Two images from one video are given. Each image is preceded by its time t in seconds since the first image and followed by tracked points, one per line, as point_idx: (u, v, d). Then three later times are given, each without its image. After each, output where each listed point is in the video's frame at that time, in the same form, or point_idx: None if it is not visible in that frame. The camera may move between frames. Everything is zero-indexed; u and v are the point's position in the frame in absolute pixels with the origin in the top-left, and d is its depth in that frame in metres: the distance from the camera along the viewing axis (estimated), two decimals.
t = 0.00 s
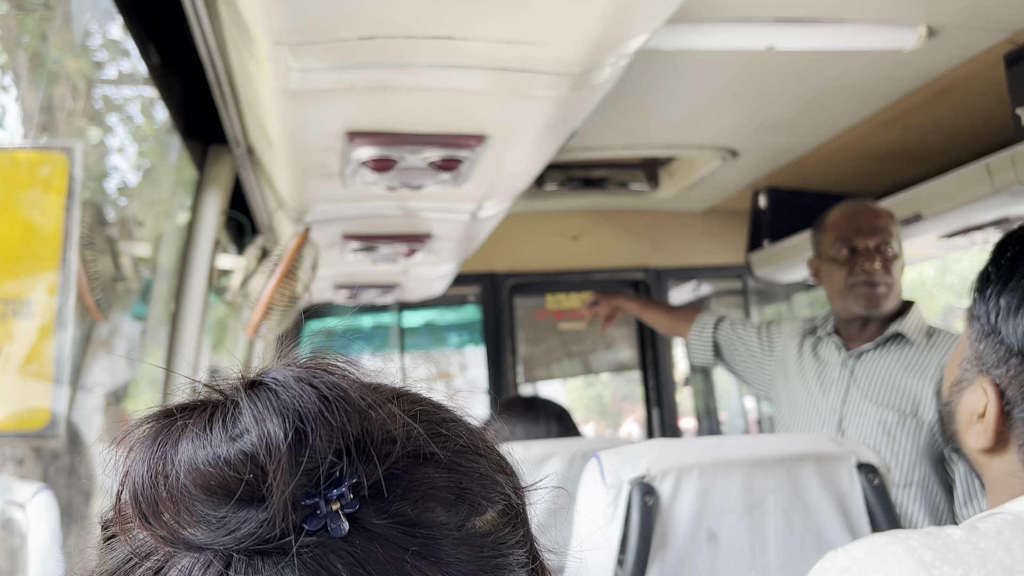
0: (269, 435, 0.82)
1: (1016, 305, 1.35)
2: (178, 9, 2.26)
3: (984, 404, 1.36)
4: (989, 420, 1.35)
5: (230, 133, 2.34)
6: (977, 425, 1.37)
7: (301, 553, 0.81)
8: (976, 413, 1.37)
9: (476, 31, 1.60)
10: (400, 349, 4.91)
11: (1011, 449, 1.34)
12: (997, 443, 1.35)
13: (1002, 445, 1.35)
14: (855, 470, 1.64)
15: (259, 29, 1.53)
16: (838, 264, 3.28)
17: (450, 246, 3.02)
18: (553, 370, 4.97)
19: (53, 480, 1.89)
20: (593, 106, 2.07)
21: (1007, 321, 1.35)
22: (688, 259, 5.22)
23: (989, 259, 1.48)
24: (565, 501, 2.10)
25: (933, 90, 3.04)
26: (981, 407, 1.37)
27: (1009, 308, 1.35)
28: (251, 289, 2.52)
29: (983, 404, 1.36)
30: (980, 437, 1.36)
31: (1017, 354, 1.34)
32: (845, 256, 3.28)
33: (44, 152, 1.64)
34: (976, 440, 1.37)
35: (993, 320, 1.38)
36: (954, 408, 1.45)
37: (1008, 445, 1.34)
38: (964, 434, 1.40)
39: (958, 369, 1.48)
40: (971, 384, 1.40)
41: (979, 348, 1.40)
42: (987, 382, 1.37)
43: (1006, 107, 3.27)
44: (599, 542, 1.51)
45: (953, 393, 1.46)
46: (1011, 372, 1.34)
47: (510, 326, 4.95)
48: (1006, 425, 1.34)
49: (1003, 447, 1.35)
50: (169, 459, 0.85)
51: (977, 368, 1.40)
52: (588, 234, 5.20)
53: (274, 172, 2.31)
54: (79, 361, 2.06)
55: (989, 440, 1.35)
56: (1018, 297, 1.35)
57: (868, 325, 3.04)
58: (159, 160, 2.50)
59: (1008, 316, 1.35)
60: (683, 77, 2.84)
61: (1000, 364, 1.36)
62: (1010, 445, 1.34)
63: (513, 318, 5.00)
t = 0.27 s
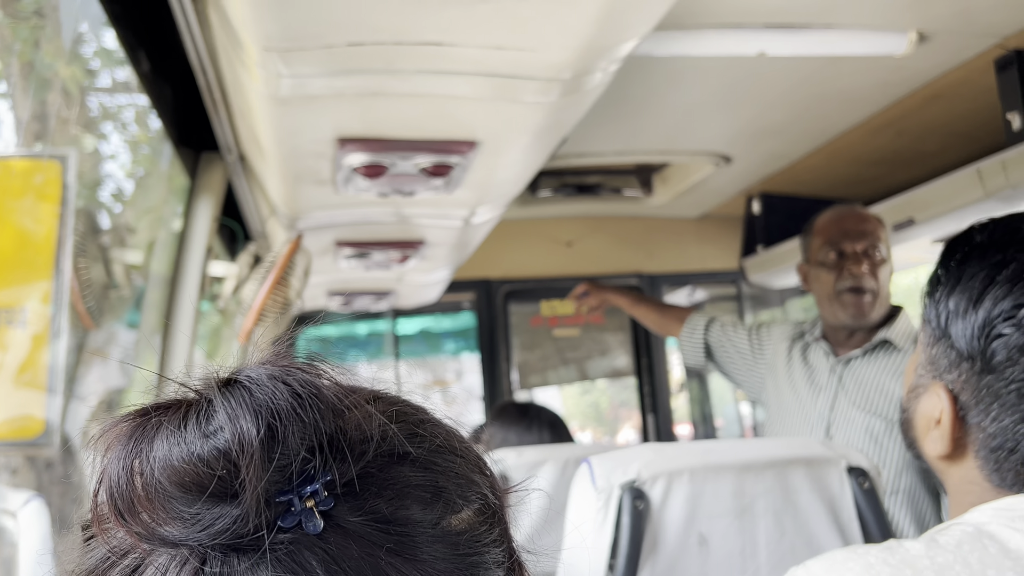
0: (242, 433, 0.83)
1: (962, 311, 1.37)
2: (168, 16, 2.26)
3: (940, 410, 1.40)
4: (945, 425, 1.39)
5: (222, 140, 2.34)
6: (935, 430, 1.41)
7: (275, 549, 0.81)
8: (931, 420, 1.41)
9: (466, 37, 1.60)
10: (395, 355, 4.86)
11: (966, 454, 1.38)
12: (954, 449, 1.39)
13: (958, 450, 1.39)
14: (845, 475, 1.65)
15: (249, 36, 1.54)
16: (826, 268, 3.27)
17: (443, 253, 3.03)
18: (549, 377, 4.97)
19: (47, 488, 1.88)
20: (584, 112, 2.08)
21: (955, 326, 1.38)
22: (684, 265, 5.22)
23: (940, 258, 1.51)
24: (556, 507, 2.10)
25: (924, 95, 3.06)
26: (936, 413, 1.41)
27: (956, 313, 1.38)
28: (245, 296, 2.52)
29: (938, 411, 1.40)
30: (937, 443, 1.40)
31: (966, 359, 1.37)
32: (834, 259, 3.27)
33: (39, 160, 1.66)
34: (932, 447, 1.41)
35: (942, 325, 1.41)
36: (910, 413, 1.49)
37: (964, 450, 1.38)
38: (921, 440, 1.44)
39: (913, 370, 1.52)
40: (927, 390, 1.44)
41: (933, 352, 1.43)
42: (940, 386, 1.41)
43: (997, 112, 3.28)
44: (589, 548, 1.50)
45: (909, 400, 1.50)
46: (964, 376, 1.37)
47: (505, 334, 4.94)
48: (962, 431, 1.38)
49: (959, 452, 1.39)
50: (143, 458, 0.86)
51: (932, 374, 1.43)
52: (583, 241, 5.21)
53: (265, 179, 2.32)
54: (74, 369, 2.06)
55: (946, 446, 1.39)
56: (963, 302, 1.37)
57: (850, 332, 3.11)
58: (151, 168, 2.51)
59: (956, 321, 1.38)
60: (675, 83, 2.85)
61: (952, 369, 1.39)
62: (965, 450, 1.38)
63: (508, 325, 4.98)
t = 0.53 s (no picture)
0: (234, 440, 0.84)
1: (923, 325, 1.39)
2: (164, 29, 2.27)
3: (910, 426, 1.41)
4: (916, 441, 1.40)
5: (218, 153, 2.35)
6: (906, 447, 1.41)
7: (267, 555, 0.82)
8: (903, 437, 1.42)
9: (461, 49, 1.62)
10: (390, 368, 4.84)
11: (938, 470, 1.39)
12: (927, 465, 1.40)
13: (931, 466, 1.40)
14: (840, 484, 1.65)
15: (246, 50, 1.55)
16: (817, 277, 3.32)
17: (438, 265, 3.03)
18: (545, 389, 4.97)
19: (42, 502, 1.87)
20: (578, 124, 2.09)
21: (917, 340, 1.40)
22: (679, 278, 5.23)
23: (899, 272, 1.54)
24: (551, 518, 2.10)
25: (916, 107, 3.08)
26: (907, 431, 1.41)
27: (917, 328, 1.40)
28: (240, 309, 2.52)
29: (909, 428, 1.41)
30: (909, 460, 1.41)
31: (930, 373, 1.38)
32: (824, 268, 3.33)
33: (38, 174, 1.70)
34: (905, 464, 1.42)
35: (905, 340, 1.43)
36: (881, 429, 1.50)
37: (936, 466, 1.39)
38: (893, 457, 1.45)
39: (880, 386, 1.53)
40: (895, 406, 1.45)
41: (899, 367, 1.45)
42: (908, 401, 1.42)
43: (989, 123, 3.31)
44: (586, 557, 1.51)
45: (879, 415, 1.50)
46: (929, 390, 1.39)
47: (501, 346, 4.95)
48: (933, 447, 1.39)
49: (933, 468, 1.40)
50: (136, 467, 0.87)
51: (898, 390, 1.45)
52: (579, 253, 5.22)
53: (261, 192, 2.32)
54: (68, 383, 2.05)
55: (918, 463, 1.40)
56: (924, 316, 1.39)
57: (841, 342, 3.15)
58: (147, 181, 2.52)
59: (917, 336, 1.40)
60: (670, 96, 2.87)
61: (918, 383, 1.41)
62: (938, 466, 1.39)
63: (504, 337, 5.00)
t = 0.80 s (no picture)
0: (272, 459, 0.87)
1: (920, 339, 1.40)
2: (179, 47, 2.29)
3: (912, 443, 1.40)
4: (919, 458, 1.39)
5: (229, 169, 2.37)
6: (911, 464, 1.41)
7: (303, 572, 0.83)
8: (906, 455, 1.42)
9: (474, 68, 1.63)
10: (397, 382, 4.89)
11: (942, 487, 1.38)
12: (931, 482, 1.39)
13: (935, 483, 1.39)
14: (852, 500, 1.65)
15: (260, 69, 1.57)
16: (813, 294, 3.32)
17: (447, 280, 3.04)
18: (551, 402, 4.97)
19: (48, 516, 1.87)
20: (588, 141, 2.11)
21: (915, 356, 1.40)
22: (685, 291, 5.23)
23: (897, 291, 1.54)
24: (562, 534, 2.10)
25: (922, 122, 3.09)
26: (911, 448, 1.41)
27: (915, 342, 1.41)
28: (250, 324, 2.53)
29: (912, 445, 1.41)
30: (914, 478, 1.40)
31: (929, 388, 1.38)
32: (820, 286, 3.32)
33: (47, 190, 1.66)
34: (910, 481, 1.41)
35: (904, 356, 1.43)
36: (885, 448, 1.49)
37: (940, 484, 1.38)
38: (899, 475, 1.44)
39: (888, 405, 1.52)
40: (899, 424, 1.44)
41: (899, 385, 1.44)
42: (910, 419, 1.41)
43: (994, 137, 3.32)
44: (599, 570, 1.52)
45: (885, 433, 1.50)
46: (929, 406, 1.38)
47: (508, 361, 4.97)
48: (937, 464, 1.38)
49: (937, 486, 1.39)
50: (176, 486, 0.89)
51: (900, 408, 1.44)
52: (585, 266, 5.23)
53: (273, 208, 2.34)
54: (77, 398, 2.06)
55: (922, 480, 1.39)
56: (921, 331, 1.40)
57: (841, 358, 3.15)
58: (157, 196, 2.53)
59: (916, 351, 1.40)
60: (677, 111, 2.89)
61: (918, 400, 1.40)
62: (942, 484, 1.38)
63: (510, 350, 5.01)
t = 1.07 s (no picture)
0: (323, 459, 0.89)
1: (953, 346, 1.39)
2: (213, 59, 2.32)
3: (948, 453, 1.40)
4: (953, 468, 1.38)
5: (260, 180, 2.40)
6: (948, 475, 1.39)
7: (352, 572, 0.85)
8: (943, 465, 1.40)
9: (504, 78, 1.64)
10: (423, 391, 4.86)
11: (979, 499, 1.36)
12: (967, 493, 1.37)
13: (971, 495, 1.37)
14: (884, 513, 1.63)
15: (293, 80, 1.59)
16: (833, 309, 3.39)
17: (473, 290, 3.05)
18: (574, 413, 4.96)
19: (75, 521, 1.89)
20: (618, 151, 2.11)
21: (949, 363, 1.40)
22: (710, 302, 5.20)
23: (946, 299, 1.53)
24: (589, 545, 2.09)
25: (953, 132, 3.06)
26: (948, 458, 1.40)
27: (948, 349, 1.40)
28: (280, 333, 2.55)
29: (948, 456, 1.40)
30: (950, 488, 1.39)
31: (962, 395, 1.38)
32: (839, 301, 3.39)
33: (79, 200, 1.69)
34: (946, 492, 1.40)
35: (941, 364, 1.43)
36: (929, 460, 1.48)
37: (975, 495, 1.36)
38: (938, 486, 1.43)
39: (932, 418, 1.51)
40: (938, 434, 1.43)
41: (938, 394, 1.45)
42: (946, 428, 1.41)
43: None
44: None
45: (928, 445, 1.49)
46: (964, 414, 1.38)
47: (533, 372, 4.98)
48: (972, 475, 1.37)
49: (973, 497, 1.37)
50: (228, 485, 0.91)
51: (938, 417, 1.44)
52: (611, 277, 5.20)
53: (303, 218, 2.36)
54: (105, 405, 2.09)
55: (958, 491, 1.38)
56: (953, 337, 1.40)
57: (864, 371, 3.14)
58: (187, 206, 2.56)
59: (950, 359, 1.40)
60: (704, 122, 2.89)
61: (954, 408, 1.40)
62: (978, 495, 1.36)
63: (535, 360, 5.04)
